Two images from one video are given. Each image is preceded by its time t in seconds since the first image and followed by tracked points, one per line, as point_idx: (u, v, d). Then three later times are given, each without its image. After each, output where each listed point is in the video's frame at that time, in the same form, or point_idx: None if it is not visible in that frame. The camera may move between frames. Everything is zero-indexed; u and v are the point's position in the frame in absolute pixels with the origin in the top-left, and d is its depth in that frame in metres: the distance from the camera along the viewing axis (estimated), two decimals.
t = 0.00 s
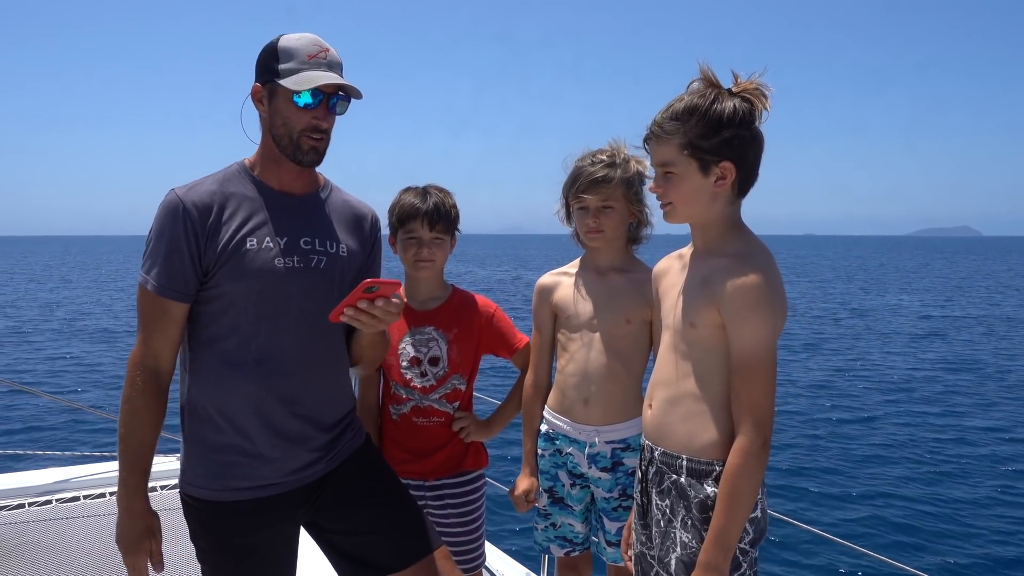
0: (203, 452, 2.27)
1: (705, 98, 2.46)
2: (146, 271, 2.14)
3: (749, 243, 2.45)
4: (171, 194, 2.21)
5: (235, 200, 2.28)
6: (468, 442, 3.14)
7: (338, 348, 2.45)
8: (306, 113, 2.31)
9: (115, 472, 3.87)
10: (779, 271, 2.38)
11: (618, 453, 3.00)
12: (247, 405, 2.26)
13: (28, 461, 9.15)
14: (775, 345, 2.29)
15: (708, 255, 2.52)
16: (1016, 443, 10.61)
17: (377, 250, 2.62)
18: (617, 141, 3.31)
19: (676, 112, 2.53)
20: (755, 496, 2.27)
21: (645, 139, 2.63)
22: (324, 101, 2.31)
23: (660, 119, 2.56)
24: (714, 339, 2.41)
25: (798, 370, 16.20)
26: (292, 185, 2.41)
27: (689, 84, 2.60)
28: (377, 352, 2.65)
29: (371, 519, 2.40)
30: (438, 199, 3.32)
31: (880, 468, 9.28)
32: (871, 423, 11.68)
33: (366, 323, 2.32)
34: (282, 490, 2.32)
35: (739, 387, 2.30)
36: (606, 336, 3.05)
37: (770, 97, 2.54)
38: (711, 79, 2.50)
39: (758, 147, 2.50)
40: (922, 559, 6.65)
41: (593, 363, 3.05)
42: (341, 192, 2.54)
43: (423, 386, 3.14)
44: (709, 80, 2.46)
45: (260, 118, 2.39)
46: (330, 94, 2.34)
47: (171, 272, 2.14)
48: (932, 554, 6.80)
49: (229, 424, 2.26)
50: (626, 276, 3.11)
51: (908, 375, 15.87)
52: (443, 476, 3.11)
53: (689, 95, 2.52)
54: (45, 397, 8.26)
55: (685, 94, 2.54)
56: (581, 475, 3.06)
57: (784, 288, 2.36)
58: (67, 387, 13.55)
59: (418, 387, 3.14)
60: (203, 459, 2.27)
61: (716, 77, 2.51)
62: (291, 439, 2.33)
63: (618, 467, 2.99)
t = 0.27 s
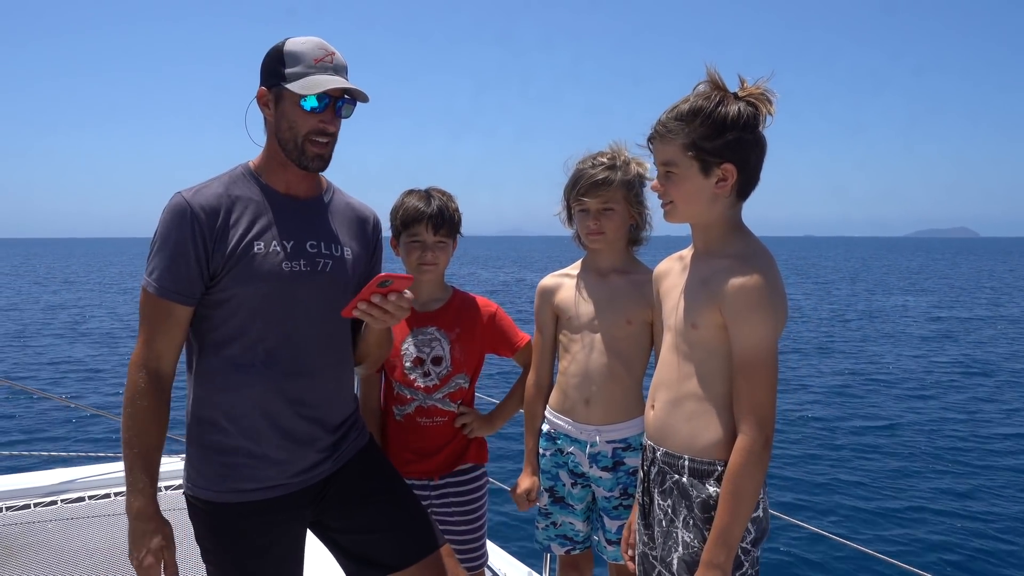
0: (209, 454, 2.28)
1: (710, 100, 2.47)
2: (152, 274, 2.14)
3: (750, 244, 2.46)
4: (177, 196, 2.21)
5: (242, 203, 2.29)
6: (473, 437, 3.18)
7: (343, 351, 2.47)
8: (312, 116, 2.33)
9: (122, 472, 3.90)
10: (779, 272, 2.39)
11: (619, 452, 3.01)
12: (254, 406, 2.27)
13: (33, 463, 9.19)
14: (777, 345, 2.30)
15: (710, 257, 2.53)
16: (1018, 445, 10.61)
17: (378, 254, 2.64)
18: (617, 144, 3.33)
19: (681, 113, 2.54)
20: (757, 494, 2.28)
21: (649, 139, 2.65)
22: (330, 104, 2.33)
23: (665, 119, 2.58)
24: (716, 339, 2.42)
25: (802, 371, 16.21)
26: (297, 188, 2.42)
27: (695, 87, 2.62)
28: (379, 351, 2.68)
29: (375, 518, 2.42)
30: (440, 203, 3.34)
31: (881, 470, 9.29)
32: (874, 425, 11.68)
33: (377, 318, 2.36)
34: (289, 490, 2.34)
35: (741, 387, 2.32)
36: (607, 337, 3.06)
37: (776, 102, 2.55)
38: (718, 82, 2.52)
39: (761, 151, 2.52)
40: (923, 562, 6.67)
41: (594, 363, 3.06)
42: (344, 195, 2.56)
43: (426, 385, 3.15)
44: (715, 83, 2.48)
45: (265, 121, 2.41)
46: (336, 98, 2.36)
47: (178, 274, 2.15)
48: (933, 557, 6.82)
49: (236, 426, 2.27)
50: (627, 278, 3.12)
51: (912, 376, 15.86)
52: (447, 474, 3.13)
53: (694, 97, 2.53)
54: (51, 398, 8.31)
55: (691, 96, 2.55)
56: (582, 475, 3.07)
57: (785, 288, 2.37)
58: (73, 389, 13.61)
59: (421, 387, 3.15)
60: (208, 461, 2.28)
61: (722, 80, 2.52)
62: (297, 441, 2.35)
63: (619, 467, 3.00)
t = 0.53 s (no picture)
0: (210, 461, 2.29)
1: (713, 108, 2.48)
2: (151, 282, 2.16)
3: (750, 250, 2.47)
4: (174, 205, 2.23)
5: (238, 209, 2.30)
6: (472, 437, 3.19)
7: (341, 353, 2.46)
8: (273, 113, 2.30)
9: (125, 477, 3.91)
10: (780, 277, 2.40)
11: (618, 457, 3.02)
12: (253, 411, 2.29)
13: (40, 467, 9.24)
14: (778, 349, 2.30)
15: (710, 262, 2.54)
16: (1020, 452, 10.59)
17: (380, 256, 2.63)
18: (617, 150, 3.34)
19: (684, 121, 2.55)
20: (760, 498, 2.28)
21: (651, 145, 2.66)
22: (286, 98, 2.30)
23: (667, 125, 2.59)
24: (717, 344, 2.43)
25: (808, 378, 16.20)
26: (291, 192, 2.42)
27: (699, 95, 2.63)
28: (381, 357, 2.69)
29: (375, 524, 2.42)
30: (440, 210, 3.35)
31: (884, 477, 9.27)
32: (878, 431, 11.67)
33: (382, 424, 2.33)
34: (289, 495, 2.35)
35: (743, 390, 2.32)
36: (606, 343, 3.07)
37: (779, 111, 2.56)
38: (722, 91, 2.53)
39: (762, 159, 2.53)
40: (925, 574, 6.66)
41: (593, 369, 3.06)
42: (342, 199, 2.56)
43: (426, 389, 3.16)
44: (718, 92, 2.49)
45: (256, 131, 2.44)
46: (293, 90, 2.31)
47: (177, 282, 2.16)
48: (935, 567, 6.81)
49: (235, 431, 2.28)
50: (626, 283, 3.13)
51: (918, 383, 15.83)
52: (447, 476, 3.14)
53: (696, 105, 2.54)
54: (58, 403, 8.36)
55: (695, 103, 2.56)
56: (582, 479, 3.07)
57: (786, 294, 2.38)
58: (80, 394, 13.69)
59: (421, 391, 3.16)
60: (210, 467, 2.29)
61: (726, 89, 2.53)
62: (296, 445, 2.35)
63: (619, 471, 3.00)
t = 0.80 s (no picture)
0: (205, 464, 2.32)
1: (715, 113, 2.50)
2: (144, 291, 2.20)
3: (749, 253, 2.48)
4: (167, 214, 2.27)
5: (228, 215, 2.33)
6: (468, 438, 3.20)
7: (336, 354, 2.46)
8: (262, 117, 2.33)
9: (126, 480, 3.92)
10: (779, 280, 2.41)
11: (616, 458, 3.03)
12: (246, 415, 2.31)
13: (45, 470, 9.27)
14: (776, 351, 2.32)
15: (709, 265, 2.55)
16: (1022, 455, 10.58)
17: (377, 257, 2.63)
18: (613, 155, 3.35)
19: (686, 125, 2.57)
20: (760, 498, 2.29)
21: (654, 149, 2.68)
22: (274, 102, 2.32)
23: (670, 129, 2.61)
24: (716, 347, 2.44)
25: (812, 382, 16.17)
26: (282, 195, 2.43)
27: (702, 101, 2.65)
28: (381, 358, 2.70)
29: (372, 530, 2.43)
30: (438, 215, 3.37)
31: (885, 480, 9.27)
32: (882, 435, 11.64)
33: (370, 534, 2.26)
34: (283, 496, 2.36)
35: (743, 392, 2.33)
36: (604, 346, 3.08)
37: (780, 119, 2.58)
38: (724, 97, 2.54)
39: (762, 165, 2.54)
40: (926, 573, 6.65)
41: (592, 372, 3.08)
42: (336, 201, 2.57)
43: (424, 392, 3.17)
44: (721, 98, 2.51)
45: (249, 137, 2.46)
46: (282, 94, 2.33)
47: (168, 290, 2.20)
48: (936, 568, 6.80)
49: (229, 434, 2.31)
50: (623, 287, 3.14)
51: (923, 387, 15.79)
52: (446, 477, 3.15)
53: (698, 111, 2.56)
54: (64, 407, 8.39)
55: (697, 109, 2.57)
56: (581, 481, 3.08)
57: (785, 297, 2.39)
58: (86, 396, 13.74)
59: (419, 394, 3.16)
60: (205, 471, 2.32)
61: (728, 95, 2.55)
62: (288, 447, 2.37)
63: (618, 473, 3.01)
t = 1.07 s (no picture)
0: (210, 466, 2.32)
1: (717, 118, 2.51)
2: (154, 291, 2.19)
3: (746, 257, 2.49)
4: (179, 216, 2.27)
5: (240, 219, 2.34)
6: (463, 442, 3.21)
7: (340, 359, 2.49)
8: (276, 126, 2.34)
9: (127, 482, 3.94)
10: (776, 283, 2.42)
11: (615, 460, 3.04)
12: (253, 417, 2.31)
13: (46, 472, 9.29)
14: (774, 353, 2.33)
15: (707, 269, 2.56)
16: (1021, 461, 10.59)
17: (378, 265, 2.66)
18: (608, 160, 3.37)
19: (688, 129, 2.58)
20: (758, 498, 2.30)
21: (655, 152, 2.69)
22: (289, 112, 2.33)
23: (671, 133, 2.62)
24: (714, 349, 2.45)
25: (813, 385, 16.17)
26: (292, 202, 2.45)
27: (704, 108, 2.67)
28: (380, 360, 2.72)
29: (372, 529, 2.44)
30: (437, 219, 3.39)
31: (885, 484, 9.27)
32: (883, 439, 11.64)
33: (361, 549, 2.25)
34: (288, 499, 2.37)
35: (741, 394, 2.34)
36: (602, 349, 3.09)
37: (780, 126, 2.59)
38: (726, 102, 2.56)
39: (761, 169, 2.56)
40: None
41: (590, 375, 3.09)
42: (341, 208, 2.59)
43: (420, 394, 3.18)
44: (722, 104, 2.53)
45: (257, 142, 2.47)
46: (295, 104, 2.34)
47: (179, 291, 2.19)
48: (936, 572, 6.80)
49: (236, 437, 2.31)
50: (621, 290, 3.15)
51: (924, 391, 15.77)
52: (444, 479, 3.16)
53: (699, 117, 2.57)
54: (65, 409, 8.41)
55: (700, 113, 2.58)
56: (580, 483, 3.09)
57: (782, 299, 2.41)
58: (87, 399, 13.76)
59: (415, 397, 3.18)
60: (210, 473, 2.32)
61: (729, 100, 2.57)
62: (295, 450, 2.38)
63: (616, 474, 3.02)
